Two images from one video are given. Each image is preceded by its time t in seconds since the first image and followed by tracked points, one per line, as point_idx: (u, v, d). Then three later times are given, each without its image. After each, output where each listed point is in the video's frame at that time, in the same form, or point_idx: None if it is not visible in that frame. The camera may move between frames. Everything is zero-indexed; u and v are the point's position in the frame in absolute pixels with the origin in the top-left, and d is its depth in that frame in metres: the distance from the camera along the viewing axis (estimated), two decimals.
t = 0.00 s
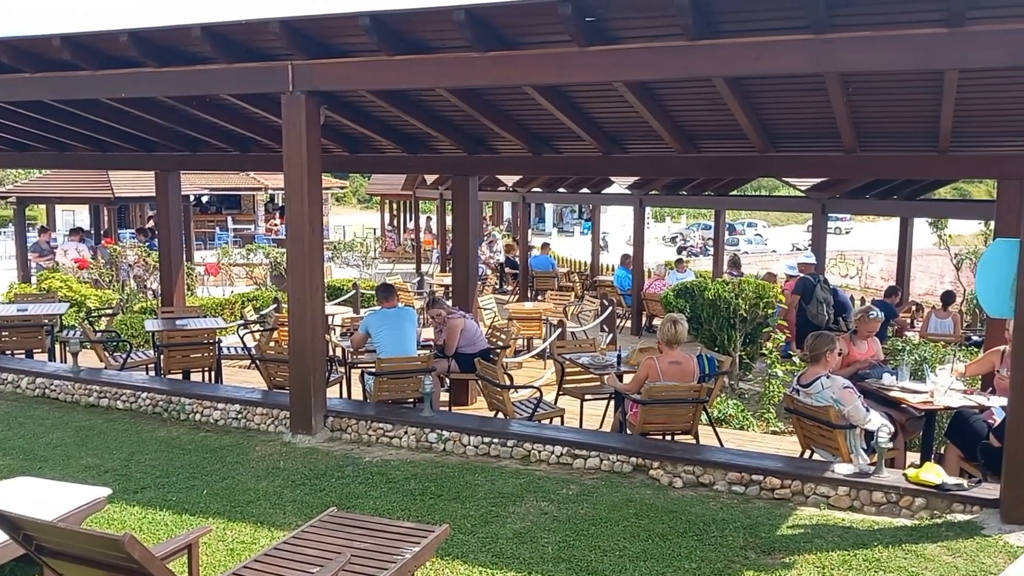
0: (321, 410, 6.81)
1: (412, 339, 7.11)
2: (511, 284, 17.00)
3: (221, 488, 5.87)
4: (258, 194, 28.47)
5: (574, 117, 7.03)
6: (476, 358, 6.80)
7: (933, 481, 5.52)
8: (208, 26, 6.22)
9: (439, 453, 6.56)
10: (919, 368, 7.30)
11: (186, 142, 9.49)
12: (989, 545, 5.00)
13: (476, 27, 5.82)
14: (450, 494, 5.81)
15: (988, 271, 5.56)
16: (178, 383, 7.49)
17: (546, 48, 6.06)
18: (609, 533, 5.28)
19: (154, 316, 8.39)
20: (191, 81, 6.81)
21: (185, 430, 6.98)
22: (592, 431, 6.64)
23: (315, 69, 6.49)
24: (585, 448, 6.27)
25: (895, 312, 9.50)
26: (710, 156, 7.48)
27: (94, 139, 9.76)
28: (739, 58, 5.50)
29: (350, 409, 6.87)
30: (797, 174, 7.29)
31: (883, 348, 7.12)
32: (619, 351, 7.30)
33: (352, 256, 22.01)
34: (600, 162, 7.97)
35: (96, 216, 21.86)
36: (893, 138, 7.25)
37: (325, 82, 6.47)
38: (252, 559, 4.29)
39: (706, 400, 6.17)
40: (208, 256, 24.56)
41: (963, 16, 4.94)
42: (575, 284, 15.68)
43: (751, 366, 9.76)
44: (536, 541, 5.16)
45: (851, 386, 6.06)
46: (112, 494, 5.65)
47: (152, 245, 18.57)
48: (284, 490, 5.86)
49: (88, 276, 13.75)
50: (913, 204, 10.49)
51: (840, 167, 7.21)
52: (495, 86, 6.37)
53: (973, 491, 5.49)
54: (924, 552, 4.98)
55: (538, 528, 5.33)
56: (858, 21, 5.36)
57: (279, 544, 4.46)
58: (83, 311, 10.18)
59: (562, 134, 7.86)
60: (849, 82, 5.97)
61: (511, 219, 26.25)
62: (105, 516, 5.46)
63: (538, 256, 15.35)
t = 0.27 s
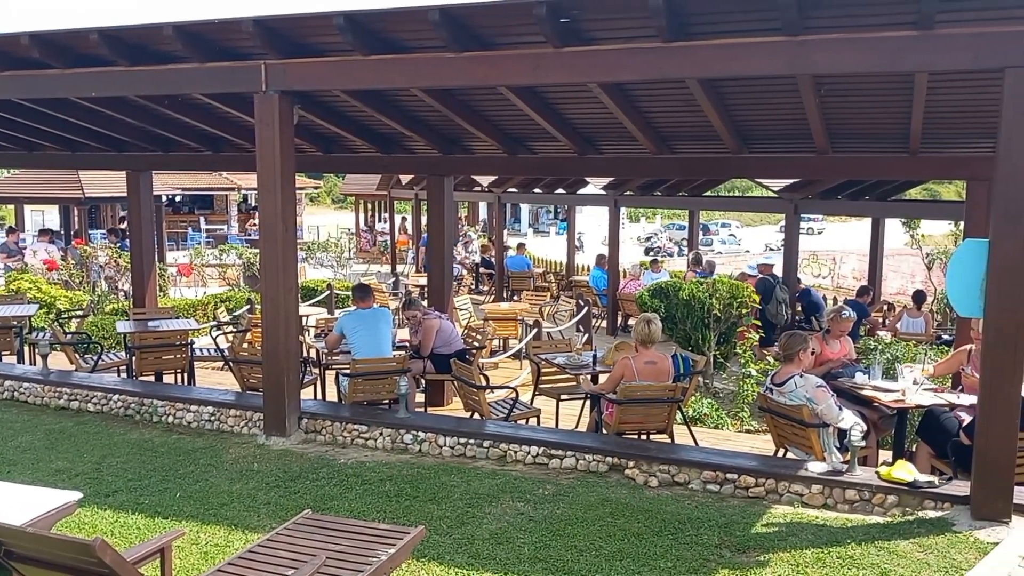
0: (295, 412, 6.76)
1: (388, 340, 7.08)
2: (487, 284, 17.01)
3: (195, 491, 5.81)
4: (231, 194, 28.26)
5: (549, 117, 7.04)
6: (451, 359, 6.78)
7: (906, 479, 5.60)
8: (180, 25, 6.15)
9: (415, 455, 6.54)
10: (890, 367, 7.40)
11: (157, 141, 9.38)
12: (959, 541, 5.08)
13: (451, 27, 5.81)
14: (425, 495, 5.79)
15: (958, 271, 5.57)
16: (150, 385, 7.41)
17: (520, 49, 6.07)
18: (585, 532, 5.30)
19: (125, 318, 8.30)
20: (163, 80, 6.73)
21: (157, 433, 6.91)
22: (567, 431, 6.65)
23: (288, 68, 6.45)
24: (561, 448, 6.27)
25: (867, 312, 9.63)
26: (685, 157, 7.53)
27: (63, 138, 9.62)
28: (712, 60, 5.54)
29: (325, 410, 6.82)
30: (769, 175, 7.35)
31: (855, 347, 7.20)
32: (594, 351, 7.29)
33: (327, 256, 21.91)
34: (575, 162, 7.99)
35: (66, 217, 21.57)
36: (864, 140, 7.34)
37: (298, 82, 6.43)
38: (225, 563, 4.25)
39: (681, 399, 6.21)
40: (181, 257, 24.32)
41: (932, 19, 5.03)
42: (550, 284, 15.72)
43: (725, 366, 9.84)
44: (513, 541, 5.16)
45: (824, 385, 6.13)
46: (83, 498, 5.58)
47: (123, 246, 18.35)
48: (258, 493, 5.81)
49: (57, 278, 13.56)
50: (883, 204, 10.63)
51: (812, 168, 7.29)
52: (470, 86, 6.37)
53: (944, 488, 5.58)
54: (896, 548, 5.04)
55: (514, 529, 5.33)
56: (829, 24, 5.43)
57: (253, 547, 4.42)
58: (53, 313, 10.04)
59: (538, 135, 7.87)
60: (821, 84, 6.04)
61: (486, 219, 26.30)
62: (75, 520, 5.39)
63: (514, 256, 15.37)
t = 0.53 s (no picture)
0: (271, 414, 6.70)
1: (366, 341, 7.04)
2: (466, 284, 16.99)
3: (169, 494, 5.74)
4: (207, 194, 28.02)
5: (527, 118, 7.03)
6: (430, 360, 6.75)
7: (881, 477, 5.66)
8: (153, 23, 6.07)
9: (393, 457, 6.50)
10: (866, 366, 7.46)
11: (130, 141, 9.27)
12: (934, 539, 5.12)
13: (428, 27, 5.78)
14: (403, 498, 5.75)
15: (933, 271, 5.51)
16: (124, 388, 7.32)
17: (498, 49, 6.06)
18: (564, 533, 5.28)
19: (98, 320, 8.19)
20: (136, 79, 6.65)
21: (131, 436, 6.82)
22: (546, 431, 6.64)
23: (264, 67, 6.38)
24: (540, 449, 6.26)
25: (844, 312, 9.72)
26: (663, 158, 7.54)
27: (34, 138, 9.48)
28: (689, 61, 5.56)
29: (302, 412, 6.76)
30: (747, 176, 7.38)
31: (831, 346, 7.24)
32: (573, 351, 7.25)
33: (304, 257, 21.78)
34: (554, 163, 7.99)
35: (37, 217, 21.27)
36: (840, 141, 7.39)
37: (275, 81, 6.37)
38: (200, 568, 4.18)
39: (659, 399, 6.23)
40: (156, 257, 24.07)
41: (907, 21, 5.07)
42: (529, 285, 15.73)
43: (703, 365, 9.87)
44: (491, 543, 5.14)
45: (801, 384, 6.16)
46: (55, 503, 5.49)
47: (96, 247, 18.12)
48: (234, 496, 5.75)
49: (29, 279, 13.36)
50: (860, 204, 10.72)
51: (789, 168, 7.33)
52: (448, 87, 6.35)
53: (919, 486, 5.63)
54: (872, 546, 5.07)
55: (493, 530, 5.31)
56: (806, 25, 5.46)
57: (228, 552, 4.36)
58: (24, 315, 9.89)
59: (516, 135, 7.85)
60: (797, 85, 6.08)
61: (465, 219, 26.30)
62: (46, 526, 5.30)
63: (493, 257, 15.35)
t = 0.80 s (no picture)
0: (241, 417, 6.63)
1: (337, 342, 6.99)
2: (439, 284, 16.94)
3: (137, 498, 5.66)
4: (177, 194, 27.71)
5: (500, 117, 7.01)
6: (402, 361, 6.71)
7: (852, 475, 5.69)
8: (119, 20, 5.98)
9: (365, 458, 6.46)
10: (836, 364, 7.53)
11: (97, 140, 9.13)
12: (903, 535, 5.17)
13: (399, 25, 5.75)
14: (375, 499, 5.71)
15: (902, 271, 5.61)
16: (91, 390, 7.21)
17: (470, 48, 6.04)
18: (537, 533, 5.27)
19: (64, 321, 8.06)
20: (102, 77, 6.55)
21: (97, 440, 6.72)
22: (519, 432, 6.63)
23: (233, 66, 6.31)
24: (513, 449, 6.25)
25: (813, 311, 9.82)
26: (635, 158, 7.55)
27: None
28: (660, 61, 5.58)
29: (272, 414, 6.70)
30: (719, 176, 7.41)
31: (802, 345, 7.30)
32: (546, 351, 7.24)
33: (275, 257, 21.61)
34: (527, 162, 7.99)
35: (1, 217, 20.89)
36: (810, 141, 7.45)
37: (244, 80, 6.31)
38: (167, 572, 4.12)
39: (631, 399, 6.24)
40: (124, 258, 23.76)
41: (875, 22, 5.12)
42: (503, 285, 15.72)
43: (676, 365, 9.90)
44: (464, 544, 5.12)
45: (772, 383, 6.20)
46: (18, 508, 5.39)
47: (62, 247, 17.84)
48: (203, 499, 5.67)
49: None
50: (829, 204, 10.83)
51: (760, 168, 7.38)
52: (419, 86, 6.32)
53: (888, 484, 5.68)
54: (842, 543, 5.11)
55: (465, 532, 5.28)
56: (776, 26, 5.50)
57: (197, 556, 4.30)
58: None
59: (489, 135, 7.84)
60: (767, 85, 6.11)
61: (438, 219, 26.24)
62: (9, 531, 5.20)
63: (466, 257, 15.32)
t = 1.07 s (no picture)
0: (207, 418, 6.56)
1: (305, 343, 6.93)
2: (410, 284, 16.89)
3: (101, 502, 5.57)
4: (144, 194, 27.37)
5: (469, 116, 7.00)
6: (371, 361, 6.67)
7: (819, 472, 5.73)
8: (81, 17, 5.89)
9: (333, 460, 6.41)
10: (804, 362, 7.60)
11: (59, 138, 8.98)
12: (870, 531, 5.22)
13: (367, 24, 5.72)
14: (344, 501, 5.67)
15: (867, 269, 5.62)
16: (54, 393, 7.10)
17: (438, 46, 6.02)
18: (507, 533, 5.26)
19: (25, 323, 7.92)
20: (65, 75, 6.44)
21: (60, 443, 6.61)
22: (490, 432, 6.61)
23: (198, 64, 6.23)
24: (483, 449, 6.23)
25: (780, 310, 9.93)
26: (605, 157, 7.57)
27: None
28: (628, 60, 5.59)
29: (239, 416, 6.63)
30: (688, 176, 7.44)
31: (770, 342, 7.35)
32: (517, 351, 7.23)
33: (243, 257, 21.41)
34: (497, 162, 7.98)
35: None
36: (778, 141, 7.51)
37: (209, 78, 6.23)
38: None
39: (600, 398, 6.26)
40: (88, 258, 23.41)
41: (841, 23, 5.16)
42: (474, 284, 15.70)
43: (646, 363, 9.95)
44: (434, 545, 5.09)
45: (740, 381, 6.25)
46: None
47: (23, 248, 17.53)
48: (169, 502, 5.60)
49: None
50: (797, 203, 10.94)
51: (729, 168, 7.42)
52: (387, 85, 6.28)
53: (855, 480, 5.74)
54: (810, 540, 5.15)
55: (435, 532, 5.26)
56: (743, 26, 5.53)
57: (161, 560, 4.23)
58: None
59: (459, 134, 7.82)
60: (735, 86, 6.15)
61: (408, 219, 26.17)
62: None
63: (437, 257, 15.27)
